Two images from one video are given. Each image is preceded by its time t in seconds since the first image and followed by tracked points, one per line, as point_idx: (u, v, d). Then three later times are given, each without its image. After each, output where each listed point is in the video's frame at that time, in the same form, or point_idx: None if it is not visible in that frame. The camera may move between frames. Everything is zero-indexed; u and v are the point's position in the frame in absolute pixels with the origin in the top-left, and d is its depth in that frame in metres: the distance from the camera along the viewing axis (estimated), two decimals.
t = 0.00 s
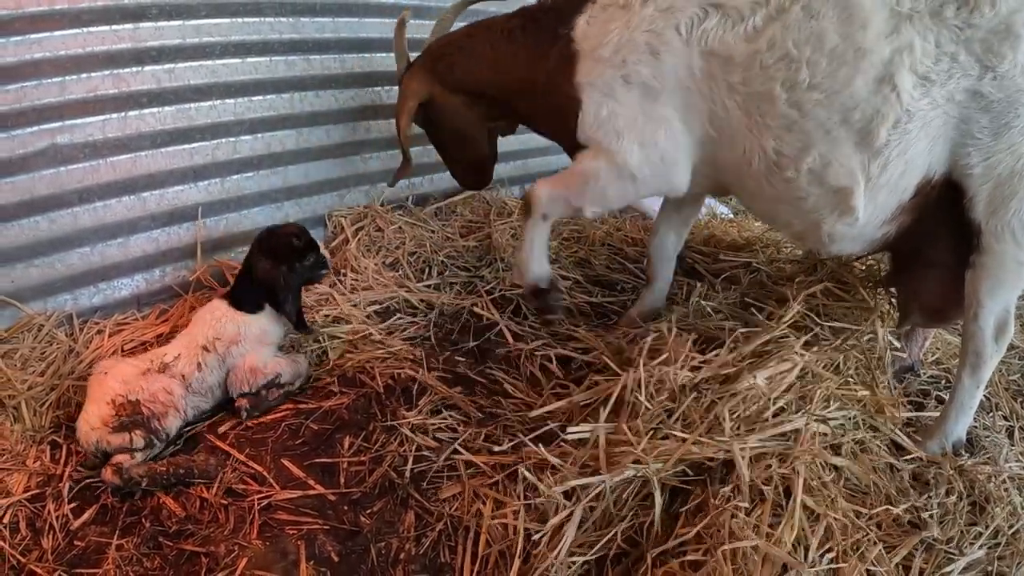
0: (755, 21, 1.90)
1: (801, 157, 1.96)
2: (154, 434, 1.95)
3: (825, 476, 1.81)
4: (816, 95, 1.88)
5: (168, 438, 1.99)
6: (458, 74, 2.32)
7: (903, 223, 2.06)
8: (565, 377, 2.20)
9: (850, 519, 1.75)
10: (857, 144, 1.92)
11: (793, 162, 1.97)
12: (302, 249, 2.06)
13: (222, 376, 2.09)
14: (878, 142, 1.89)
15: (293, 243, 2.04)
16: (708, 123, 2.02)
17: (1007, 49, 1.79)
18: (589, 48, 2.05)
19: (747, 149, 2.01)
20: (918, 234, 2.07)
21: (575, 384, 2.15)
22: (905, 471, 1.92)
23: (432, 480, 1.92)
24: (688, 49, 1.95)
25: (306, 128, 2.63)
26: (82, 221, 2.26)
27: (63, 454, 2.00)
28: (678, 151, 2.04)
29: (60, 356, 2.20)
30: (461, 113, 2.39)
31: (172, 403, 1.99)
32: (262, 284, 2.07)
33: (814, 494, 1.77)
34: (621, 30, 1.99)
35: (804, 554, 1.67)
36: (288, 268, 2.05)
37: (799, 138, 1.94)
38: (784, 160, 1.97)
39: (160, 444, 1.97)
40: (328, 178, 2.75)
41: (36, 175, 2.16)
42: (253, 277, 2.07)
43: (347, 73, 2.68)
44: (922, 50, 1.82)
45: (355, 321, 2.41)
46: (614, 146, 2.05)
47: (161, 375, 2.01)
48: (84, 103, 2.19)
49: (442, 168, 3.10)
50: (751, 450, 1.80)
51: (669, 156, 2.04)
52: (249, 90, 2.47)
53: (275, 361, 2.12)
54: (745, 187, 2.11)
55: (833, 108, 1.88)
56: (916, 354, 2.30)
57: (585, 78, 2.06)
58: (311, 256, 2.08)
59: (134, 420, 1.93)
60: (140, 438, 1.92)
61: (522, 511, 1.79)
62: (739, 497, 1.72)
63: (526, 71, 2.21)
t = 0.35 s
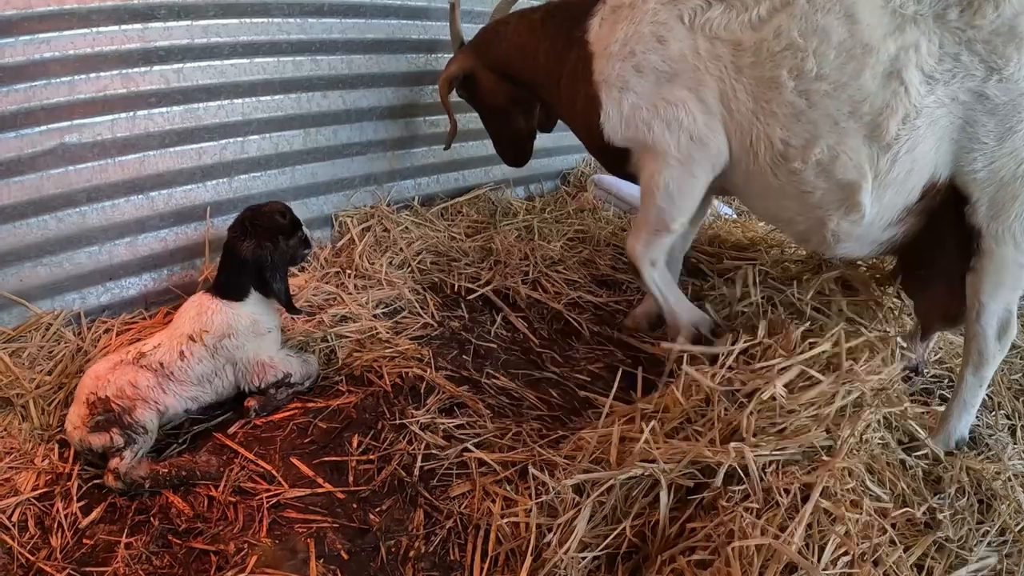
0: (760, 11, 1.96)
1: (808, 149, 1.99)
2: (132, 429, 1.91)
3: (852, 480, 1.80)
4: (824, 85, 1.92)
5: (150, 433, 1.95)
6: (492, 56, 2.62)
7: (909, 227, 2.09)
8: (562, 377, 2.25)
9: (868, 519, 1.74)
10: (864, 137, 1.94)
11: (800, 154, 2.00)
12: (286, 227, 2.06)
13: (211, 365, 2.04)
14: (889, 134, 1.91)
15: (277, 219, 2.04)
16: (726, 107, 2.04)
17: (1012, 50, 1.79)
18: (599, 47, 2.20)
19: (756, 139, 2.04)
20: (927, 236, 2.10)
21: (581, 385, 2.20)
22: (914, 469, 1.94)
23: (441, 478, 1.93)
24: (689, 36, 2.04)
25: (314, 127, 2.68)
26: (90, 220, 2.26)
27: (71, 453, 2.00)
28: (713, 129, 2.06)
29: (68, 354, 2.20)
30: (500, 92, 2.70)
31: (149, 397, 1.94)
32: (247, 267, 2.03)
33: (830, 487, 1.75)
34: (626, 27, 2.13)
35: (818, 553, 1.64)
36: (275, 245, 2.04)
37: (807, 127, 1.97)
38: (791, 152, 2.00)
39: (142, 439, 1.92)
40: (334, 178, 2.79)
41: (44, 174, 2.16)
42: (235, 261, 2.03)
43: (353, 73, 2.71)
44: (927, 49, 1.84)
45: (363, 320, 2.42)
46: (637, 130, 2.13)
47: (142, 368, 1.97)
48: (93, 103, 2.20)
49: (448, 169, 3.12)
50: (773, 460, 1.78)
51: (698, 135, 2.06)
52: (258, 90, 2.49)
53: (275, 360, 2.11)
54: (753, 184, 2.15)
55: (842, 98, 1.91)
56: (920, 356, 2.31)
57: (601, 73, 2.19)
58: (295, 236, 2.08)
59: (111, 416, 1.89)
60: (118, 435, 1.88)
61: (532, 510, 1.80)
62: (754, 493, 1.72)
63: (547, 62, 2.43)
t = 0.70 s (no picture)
0: (750, 29, 1.94)
1: (787, 164, 2.01)
2: (108, 442, 1.91)
3: (844, 481, 1.79)
4: (801, 106, 1.93)
5: (127, 447, 1.95)
6: (506, 57, 2.60)
7: (905, 233, 2.10)
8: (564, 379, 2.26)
9: (864, 521, 1.74)
10: (840, 155, 1.96)
11: (779, 168, 2.03)
12: (274, 273, 2.08)
13: (190, 389, 2.02)
14: (865, 152, 1.93)
15: (265, 266, 2.05)
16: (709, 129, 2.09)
17: (1005, 57, 1.79)
18: (597, 53, 2.19)
19: (738, 154, 2.07)
20: (926, 241, 2.11)
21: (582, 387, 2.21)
22: (912, 470, 1.95)
23: (442, 480, 1.93)
24: (685, 54, 2.03)
25: (315, 129, 2.68)
26: (92, 221, 2.27)
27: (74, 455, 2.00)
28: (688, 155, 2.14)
29: (70, 356, 2.20)
30: (514, 96, 2.68)
31: (126, 412, 1.93)
32: (224, 304, 2.04)
33: (827, 487, 1.75)
34: (624, 38, 2.11)
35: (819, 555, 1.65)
36: (256, 289, 2.05)
37: (786, 144, 1.99)
38: (771, 166, 2.04)
39: (118, 449, 1.93)
40: (336, 181, 2.80)
41: (46, 176, 2.17)
42: (217, 297, 2.04)
43: (354, 75, 2.72)
44: (914, 59, 1.84)
45: (365, 321, 2.43)
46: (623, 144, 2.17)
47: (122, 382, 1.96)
48: (96, 105, 2.20)
49: (449, 171, 3.13)
50: (759, 461, 1.77)
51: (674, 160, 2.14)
52: (260, 92, 2.50)
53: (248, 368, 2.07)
54: (743, 192, 2.17)
55: (818, 118, 1.93)
56: (921, 358, 2.32)
57: (591, 82, 2.19)
58: (282, 282, 2.09)
59: (88, 428, 1.90)
60: (95, 445, 1.89)
61: (532, 511, 1.80)
62: (755, 495, 1.72)
63: (553, 65, 2.42)
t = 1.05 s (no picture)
0: (754, 29, 1.96)
1: (797, 162, 2.01)
2: (113, 441, 1.93)
3: (842, 481, 1.80)
4: (814, 103, 1.94)
5: (132, 446, 1.96)
6: (518, 69, 2.70)
7: (906, 236, 2.11)
8: (564, 380, 2.27)
9: (862, 520, 1.75)
10: (855, 151, 1.96)
11: (788, 167, 2.03)
12: (290, 284, 2.06)
13: (197, 392, 2.05)
14: (880, 148, 1.92)
15: (279, 280, 2.04)
16: (694, 129, 2.13)
17: (1011, 59, 1.81)
18: (587, 54, 2.26)
19: (739, 152, 2.08)
20: (925, 244, 2.12)
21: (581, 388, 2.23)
22: (910, 470, 1.96)
23: (443, 480, 1.94)
24: (680, 56, 2.06)
25: (316, 132, 2.70)
26: (94, 223, 2.28)
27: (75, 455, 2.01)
28: (666, 151, 2.18)
29: (72, 356, 2.21)
30: (529, 109, 2.74)
31: (131, 411, 1.95)
32: (245, 320, 2.07)
33: (825, 487, 1.76)
34: (619, 37, 2.16)
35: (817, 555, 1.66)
36: (275, 303, 2.07)
37: (794, 142, 2.00)
38: (779, 164, 2.04)
39: (122, 449, 1.94)
40: (337, 183, 2.81)
41: (49, 177, 2.18)
42: (236, 313, 2.07)
43: (355, 78, 2.73)
44: (924, 61, 1.85)
45: (365, 322, 2.45)
46: (596, 141, 2.24)
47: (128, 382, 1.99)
48: (98, 107, 2.21)
49: (449, 172, 3.14)
50: (758, 462, 1.78)
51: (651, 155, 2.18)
52: (261, 94, 2.52)
53: (257, 373, 2.08)
54: (746, 190, 2.18)
55: (831, 115, 1.93)
56: (919, 359, 2.32)
57: (582, 79, 2.26)
58: (299, 291, 2.09)
59: (94, 426, 1.92)
60: (99, 444, 1.91)
61: (533, 512, 1.81)
62: (754, 495, 1.72)
63: (553, 71, 2.50)
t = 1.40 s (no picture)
0: (756, 24, 1.96)
1: (802, 159, 2.00)
2: (114, 441, 1.94)
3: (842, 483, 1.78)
4: (817, 99, 1.93)
5: (132, 446, 1.97)
6: (529, 112, 2.66)
7: (907, 238, 2.11)
8: (563, 381, 2.26)
9: (861, 521, 1.74)
10: (857, 147, 1.95)
11: (794, 164, 2.02)
12: (279, 284, 2.08)
13: (196, 392, 2.05)
14: (881, 145, 1.92)
15: (268, 280, 2.05)
16: (723, 117, 2.05)
17: (1007, 58, 1.81)
18: (600, 65, 2.22)
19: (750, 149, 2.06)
20: (926, 246, 2.11)
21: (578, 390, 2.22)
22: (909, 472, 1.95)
23: (440, 481, 1.94)
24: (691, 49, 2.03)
25: (315, 133, 2.70)
26: (94, 224, 2.29)
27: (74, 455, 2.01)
28: (707, 139, 2.07)
29: (71, 357, 2.22)
30: (541, 154, 2.69)
31: (132, 412, 1.95)
32: (238, 321, 2.09)
33: (822, 489, 1.75)
34: (625, 43, 2.14)
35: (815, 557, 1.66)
36: (267, 303, 2.09)
37: (799, 139, 1.99)
38: (785, 162, 2.03)
39: (123, 449, 1.95)
40: (336, 184, 2.82)
41: (49, 178, 2.19)
42: (228, 315, 2.08)
43: (354, 79, 2.74)
44: (922, 58, 1.85)
45: (363, 323, 2.45)
46: (642, 145, 2.13)
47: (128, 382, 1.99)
48: (98, 108, 2.22)
49: (448, 173, 3.14)
50: (757, 465, 1.77)
51: (695, 145, 2.08)
52: (260, 95, 2.52)
53: (257, 373, 2.10)
54: (744, 189, 2.18)
55: (834, 111, 1.93)
56: (918, 361, 2.32)
57: (600, 89, 2.20)
58: (288, 292, 2.11)
59: (96, 427, 1.93)
60: (100, 444, 1.92)
61: (529, 513, 1.81)
62: (751, 498, 1.72)
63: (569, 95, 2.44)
